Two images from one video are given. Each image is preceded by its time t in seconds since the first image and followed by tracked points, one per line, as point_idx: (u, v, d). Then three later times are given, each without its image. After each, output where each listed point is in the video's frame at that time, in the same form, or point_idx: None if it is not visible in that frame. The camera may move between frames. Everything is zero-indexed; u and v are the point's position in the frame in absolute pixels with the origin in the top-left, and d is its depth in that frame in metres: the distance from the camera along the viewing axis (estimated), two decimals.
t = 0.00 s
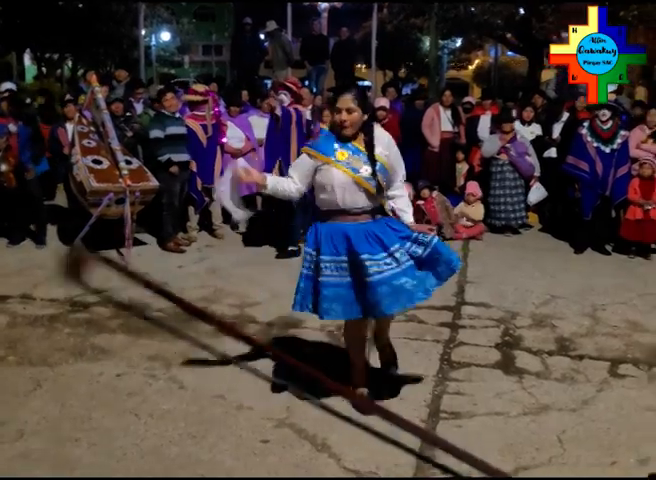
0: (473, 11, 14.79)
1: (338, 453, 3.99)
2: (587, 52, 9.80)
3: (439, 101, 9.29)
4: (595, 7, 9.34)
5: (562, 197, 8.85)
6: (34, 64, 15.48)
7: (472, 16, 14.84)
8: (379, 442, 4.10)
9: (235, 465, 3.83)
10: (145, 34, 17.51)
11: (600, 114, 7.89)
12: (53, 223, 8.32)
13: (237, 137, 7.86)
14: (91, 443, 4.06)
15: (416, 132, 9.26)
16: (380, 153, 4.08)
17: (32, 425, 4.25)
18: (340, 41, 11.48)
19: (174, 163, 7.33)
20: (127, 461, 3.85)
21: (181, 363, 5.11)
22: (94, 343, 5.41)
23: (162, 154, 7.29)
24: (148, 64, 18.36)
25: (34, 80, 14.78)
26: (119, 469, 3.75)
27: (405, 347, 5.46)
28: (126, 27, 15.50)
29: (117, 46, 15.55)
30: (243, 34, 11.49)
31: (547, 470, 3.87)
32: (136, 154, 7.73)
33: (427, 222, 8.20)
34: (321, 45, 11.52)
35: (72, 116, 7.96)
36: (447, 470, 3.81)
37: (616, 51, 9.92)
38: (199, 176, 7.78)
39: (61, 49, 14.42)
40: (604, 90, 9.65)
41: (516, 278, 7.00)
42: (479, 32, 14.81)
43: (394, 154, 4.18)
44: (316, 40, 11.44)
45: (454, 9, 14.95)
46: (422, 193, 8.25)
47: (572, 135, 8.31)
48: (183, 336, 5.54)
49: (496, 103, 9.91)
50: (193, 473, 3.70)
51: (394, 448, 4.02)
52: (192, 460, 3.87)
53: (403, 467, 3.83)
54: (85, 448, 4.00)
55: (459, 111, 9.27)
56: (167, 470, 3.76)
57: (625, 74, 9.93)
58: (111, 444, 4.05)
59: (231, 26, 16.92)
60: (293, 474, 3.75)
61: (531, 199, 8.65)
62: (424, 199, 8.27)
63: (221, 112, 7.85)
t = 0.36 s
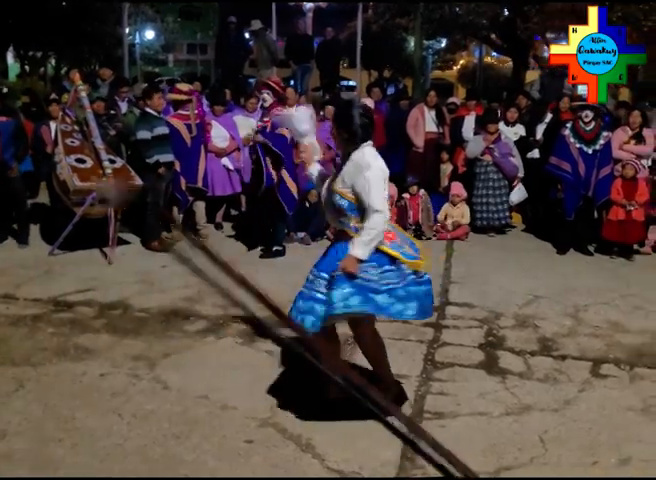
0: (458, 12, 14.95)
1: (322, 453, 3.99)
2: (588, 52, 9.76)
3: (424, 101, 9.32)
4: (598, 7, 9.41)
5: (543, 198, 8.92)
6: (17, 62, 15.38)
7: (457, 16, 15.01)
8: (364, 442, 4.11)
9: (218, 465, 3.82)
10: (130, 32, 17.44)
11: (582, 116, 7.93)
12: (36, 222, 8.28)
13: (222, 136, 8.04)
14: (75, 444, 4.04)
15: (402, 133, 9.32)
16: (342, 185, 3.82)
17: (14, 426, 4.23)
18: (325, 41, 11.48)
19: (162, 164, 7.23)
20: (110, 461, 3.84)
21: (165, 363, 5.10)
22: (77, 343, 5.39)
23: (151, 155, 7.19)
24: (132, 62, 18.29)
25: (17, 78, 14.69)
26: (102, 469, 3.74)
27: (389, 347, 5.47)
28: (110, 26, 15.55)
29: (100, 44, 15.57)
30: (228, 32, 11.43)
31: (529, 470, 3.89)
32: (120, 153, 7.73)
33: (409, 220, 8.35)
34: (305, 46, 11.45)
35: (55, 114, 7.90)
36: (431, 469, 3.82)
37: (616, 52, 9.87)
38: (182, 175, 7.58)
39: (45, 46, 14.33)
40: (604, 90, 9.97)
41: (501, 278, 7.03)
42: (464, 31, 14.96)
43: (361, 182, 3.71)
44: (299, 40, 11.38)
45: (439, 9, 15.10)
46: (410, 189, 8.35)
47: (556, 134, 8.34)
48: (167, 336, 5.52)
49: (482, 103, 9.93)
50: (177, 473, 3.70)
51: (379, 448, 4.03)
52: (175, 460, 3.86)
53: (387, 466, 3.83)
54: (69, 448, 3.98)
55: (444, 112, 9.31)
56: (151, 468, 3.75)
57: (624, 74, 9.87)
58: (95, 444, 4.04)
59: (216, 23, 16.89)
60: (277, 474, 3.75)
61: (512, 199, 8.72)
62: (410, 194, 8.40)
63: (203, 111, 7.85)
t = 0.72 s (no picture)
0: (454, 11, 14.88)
1: (316, 455, 3.94)
2: (588, 52, 9.76)
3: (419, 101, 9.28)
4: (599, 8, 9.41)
5: (540, 199, 8.89)
6: (11, 60, 15.32)
7: (453, 15, 15.02)
8: (359, 443, 4.06)
9: (211, 467, 3.76)
10: (124, 31, 17.38)
11: (578, 116, 7.87)
12: (28, 222, 8.21)
13: (215, 135, 8.04)
14: (65, 444, 3.98)
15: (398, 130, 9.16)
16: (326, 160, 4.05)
17: (4, 427, 4.17)
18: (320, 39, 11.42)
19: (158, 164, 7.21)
20: (101, 462, 3.78)
21: (158, 364, 5.04)
22: (69, 342, 5.33)
23: (147, 156, 7.17)
24: (126, 61, 18.23)
25: (11, 77, 14.61)
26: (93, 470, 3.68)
27: (384, 349, 5.42)
28: (103, 23, 15.53)
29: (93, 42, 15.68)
30: (222, 31, 11.35)
31: (526, 472, 3.84)
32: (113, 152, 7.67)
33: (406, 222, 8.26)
34: (300, 44, 11.37)
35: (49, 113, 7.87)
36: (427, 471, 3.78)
37: (616, 51, 9.99)
38: (175, 175, 7.62)
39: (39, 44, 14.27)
40: (604, 90, 10.08)
41: (496, 280, 6.99)
42: (460, 31, 15.03)
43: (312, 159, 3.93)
44: (296, 38, 11.31)
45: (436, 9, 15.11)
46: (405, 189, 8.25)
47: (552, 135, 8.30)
48: (160, 336, 5.47)
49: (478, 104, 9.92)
50: (168, 474, 3.65)
51: (375, 450, 3.98)
52: (167, 462, 3.80)
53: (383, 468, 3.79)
54: (59, 449, 3.92)
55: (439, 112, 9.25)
56: (143, 470, 3.70)
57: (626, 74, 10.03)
58: (86, 445, 3.98)
59: (211, 23, 16.85)
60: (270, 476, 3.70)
61: (508, 200, 8.66)
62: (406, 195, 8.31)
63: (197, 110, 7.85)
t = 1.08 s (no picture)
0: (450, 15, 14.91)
1: (311, 453, 3.99)
2: (588, 53, 9.71)
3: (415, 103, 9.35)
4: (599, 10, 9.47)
5: (534, 200, 8.95)
6: (9, 60, 15.35)
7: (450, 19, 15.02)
8: (354, 443, 4.12)
9: (208, 466, 3.82)
10: (122, 31, 17.42)
11: (571, 120, 8.00)
12: (26, 221, 8.26)
13: (213, 136, 7.98)
14: (64, 442, 4.04)
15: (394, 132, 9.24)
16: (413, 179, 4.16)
17: (2, 425, 4.22)
18: (317, 42, 11.49)
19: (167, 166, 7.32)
20: (99, 460, 3.84)
21: (155, 363, 5.10)
22: (67, 342, 5.38)
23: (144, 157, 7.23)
24: (124, 62, 18.26)
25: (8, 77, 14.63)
26: (91, 467, 3.74)
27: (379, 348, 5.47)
28: (102, 24, 15.56)
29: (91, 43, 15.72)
30: (220, 32, 11.41)
31: (518, 471, 3.91)
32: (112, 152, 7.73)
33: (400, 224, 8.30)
34: (298, 46, 11.39)
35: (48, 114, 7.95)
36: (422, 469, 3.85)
37: (615, 52, 10.01)
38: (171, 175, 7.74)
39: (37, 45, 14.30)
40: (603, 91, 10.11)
41: (491, 281, 7.05)
42: (457, 34, 15.05)
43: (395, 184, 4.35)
44: (293, 41, 11.32)
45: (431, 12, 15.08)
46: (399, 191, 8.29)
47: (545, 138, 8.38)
48: (157, 336, 5.53)
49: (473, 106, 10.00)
50: (166, 472, 3.70)
51: (369, 449, 4.04)
52: (164, 460, 3.86)
53: (376, 465, 3.86)
54: (58, 447, 3.98)
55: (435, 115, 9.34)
56: (140, 468, 3.76)
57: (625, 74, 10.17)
58: (84, 443, 4.03)
59: (209, 24, 16.91)
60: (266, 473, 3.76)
61: (502, 203, 8.72)
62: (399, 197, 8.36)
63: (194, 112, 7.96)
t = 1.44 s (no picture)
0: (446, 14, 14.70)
1: (305, 457, 3.94)
2: (588, 53, 9.72)
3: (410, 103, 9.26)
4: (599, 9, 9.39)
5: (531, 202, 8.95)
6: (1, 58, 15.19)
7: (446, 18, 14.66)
8: (349, 447, 4.06)
9: (200, 469, 3.76)
10: (115, 29, 17.27)
11: (567, 121, 7.98)
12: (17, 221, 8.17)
13: (207, 137, 7.87)
14: (54, 445, 3.96)
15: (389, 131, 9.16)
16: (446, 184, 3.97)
17: None
18: (312, 41, 11.42)
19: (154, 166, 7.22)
20: (90, 463, 3.77)
21: (147, 365, 5.03)
22: (58, 343, 5.30)
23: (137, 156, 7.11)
24: (117, 61, 18.11)
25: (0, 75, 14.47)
26: (81, 471, 3.67)
27: (375, 351, 5.42)
28: (95, 22, 15.43)
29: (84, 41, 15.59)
30: (214, 31, 11.32)
31: (514, 474, 3.86)
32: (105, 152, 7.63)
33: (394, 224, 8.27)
34: (292, 45, 11.28)
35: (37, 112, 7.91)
36: (417, 473, 3.80)
37: (616, 52, 9.93)
38: (161, 175, 7.69)
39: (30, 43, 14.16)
40: (603, 90, 10.18)
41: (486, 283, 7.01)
42: (454, 34, 14.96)
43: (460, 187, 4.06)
44: (287, 40, 11.25)
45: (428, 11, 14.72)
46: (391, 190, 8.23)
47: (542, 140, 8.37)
48: (150, 337, 5.46)
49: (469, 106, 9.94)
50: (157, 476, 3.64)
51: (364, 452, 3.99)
52: (155, 464, 3.79)
53: (370, 469, 3.80)
54: (48, 450, 3.90)
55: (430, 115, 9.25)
56: (131, 471, 3.69)
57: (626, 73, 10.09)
58: (74, 446, 3.96)
59: (203, 23, 16.80)
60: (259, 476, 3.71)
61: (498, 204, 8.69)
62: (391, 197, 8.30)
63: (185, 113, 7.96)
